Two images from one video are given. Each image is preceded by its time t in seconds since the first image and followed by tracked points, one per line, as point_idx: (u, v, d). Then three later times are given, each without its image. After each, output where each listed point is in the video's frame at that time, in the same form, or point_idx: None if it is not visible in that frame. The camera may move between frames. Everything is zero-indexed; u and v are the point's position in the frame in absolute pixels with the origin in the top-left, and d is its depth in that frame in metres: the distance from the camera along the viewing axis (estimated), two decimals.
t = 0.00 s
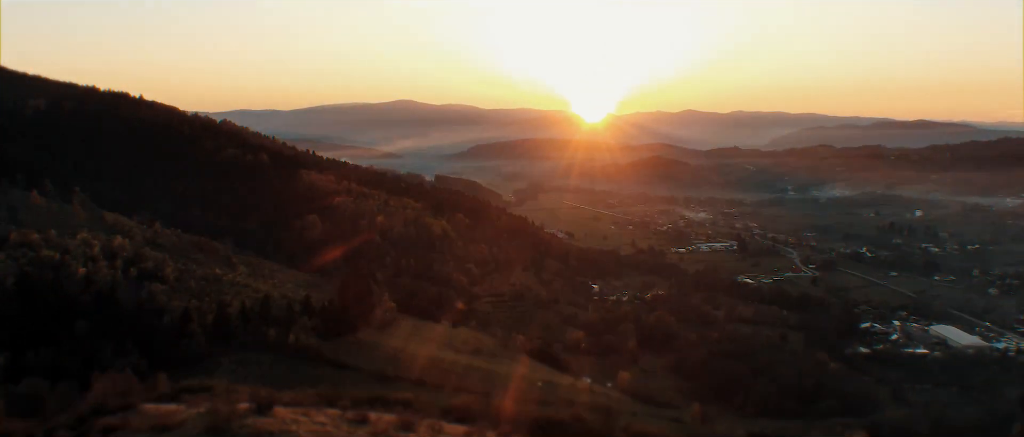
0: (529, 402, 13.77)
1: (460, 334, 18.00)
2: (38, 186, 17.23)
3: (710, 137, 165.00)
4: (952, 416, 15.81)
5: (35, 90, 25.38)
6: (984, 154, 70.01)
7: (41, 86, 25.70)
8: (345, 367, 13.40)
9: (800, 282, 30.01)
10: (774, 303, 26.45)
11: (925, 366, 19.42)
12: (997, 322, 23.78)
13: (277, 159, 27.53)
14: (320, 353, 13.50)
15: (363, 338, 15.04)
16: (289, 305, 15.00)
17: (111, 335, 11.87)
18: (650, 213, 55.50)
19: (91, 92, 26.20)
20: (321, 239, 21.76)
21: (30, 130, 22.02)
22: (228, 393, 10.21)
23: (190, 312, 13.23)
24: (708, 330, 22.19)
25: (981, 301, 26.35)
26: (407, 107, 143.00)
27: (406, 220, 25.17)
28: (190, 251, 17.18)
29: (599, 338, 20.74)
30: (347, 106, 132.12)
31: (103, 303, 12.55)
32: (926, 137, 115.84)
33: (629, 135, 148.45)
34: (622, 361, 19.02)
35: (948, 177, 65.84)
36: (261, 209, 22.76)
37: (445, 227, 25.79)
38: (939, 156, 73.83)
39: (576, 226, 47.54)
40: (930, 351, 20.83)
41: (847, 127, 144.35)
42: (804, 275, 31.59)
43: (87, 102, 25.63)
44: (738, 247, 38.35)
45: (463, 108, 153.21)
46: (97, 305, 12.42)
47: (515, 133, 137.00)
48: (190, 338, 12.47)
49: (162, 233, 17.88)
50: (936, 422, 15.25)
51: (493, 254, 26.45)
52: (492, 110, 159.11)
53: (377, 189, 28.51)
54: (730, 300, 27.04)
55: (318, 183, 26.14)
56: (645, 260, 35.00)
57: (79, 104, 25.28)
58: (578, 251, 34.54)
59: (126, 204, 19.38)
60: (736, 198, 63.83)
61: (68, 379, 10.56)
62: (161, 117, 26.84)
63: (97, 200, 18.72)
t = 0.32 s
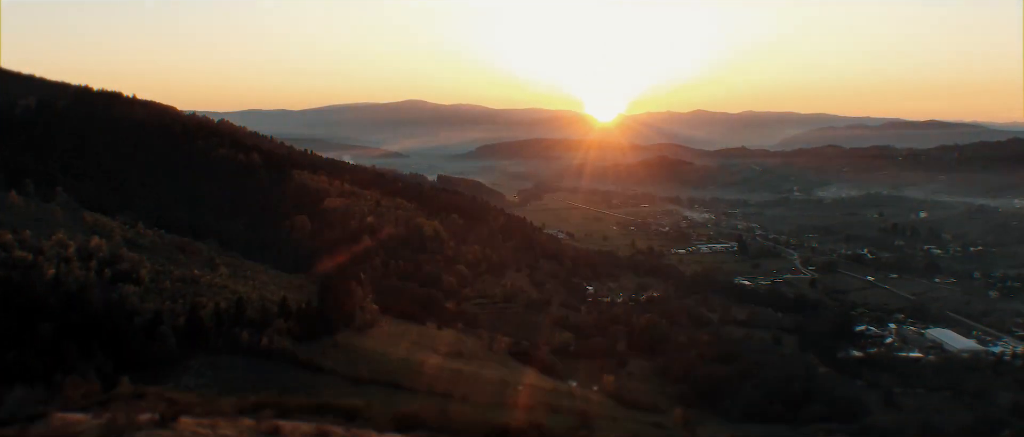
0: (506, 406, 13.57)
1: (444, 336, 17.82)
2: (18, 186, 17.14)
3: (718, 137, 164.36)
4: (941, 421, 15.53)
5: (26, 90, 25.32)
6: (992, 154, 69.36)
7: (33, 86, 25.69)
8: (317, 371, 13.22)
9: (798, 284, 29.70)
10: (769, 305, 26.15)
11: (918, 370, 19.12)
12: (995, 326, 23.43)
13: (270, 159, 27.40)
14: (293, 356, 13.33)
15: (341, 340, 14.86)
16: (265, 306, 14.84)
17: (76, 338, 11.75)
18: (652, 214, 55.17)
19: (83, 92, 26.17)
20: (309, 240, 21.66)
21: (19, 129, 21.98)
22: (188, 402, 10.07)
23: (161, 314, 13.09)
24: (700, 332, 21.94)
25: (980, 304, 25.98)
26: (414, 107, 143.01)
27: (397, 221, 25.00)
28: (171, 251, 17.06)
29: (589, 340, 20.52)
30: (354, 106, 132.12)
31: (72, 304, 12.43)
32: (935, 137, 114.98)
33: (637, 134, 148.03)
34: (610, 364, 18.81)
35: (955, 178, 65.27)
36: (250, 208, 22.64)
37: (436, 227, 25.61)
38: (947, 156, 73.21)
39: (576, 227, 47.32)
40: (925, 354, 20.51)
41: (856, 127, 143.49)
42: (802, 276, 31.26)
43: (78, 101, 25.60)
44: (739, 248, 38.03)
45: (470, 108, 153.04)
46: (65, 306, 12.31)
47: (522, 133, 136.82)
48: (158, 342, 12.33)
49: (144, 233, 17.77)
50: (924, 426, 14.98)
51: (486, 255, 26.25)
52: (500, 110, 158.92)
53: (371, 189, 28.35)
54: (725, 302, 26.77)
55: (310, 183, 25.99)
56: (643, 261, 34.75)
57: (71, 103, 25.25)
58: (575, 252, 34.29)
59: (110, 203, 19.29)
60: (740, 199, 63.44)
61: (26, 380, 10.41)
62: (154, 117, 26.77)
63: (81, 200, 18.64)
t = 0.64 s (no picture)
0: (482, 411, 13.37)
1: (428, 338, 17.65)
2: None
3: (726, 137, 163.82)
4: (928, 427, 15.27)
5: (17, 92, 25.25)
6: (999, 154, 68.77)
7: (24, 88, 25.69)
8: (289, 374, 13.05)
9: (795, 286, 29.42)
10: (764, 307, 25.88)
11: (910, 374, 18.83)
12: (992, 329, 23.11)
13: (262, 160, 27.29)
14: (266, 359, 13.16)
15: (318, 342, 14.70)
16: (241, 308, 14.69)
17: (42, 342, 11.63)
18: (654, 214, 54.92)
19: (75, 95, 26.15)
20: (296, 241, 21.52)
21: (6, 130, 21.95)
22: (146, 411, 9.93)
23: (132, 317, 12.96)
24: (691, 335, 21.71)
25: (979, 307, 25.64)
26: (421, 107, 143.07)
27: (387, 222, 24.84)
28: (151, 252, 16.93)
29: (577, 342, 20.31)
30: (361, 106, 132.24)
31: (39, 308, 12.32)
32: (944, 137, 114.19)
33: (644, 134, 147.72)
34: (596, 367, 18.61)
35: (962, 179, 64.73)
36: (238, 208, 22.52)
37: (428, 228, 25.44)
38: (954, 156, 72.62)
39: (576, 228, 47.10)
40: (918, 358, 20.23)
41: (865, 127, 142.71)
42: (800, 278, 30.96)
43: (69, 103, 25.57)
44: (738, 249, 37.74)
45: (477, 108, 152.97)
46: (32, 310, 12.20)
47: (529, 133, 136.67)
48: (126, 346, 12.19)
49: (126, 234, 17.67)
50: (910, 432, 14.73)
51: (478, 255, 26.07)
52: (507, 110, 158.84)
53: (363, 190, 28.20)
54: (720, 304, 26.51)
55: (300, 183, 25.86)
56: (641, 262, 34.53)
57: (61, 104, 25.22)
58: (572, 253, 34.08)
59: (93, 203, 19.20)
60: (744, 199, 63.08)
61: None
62: (145, 118, 26.71)
63: (63, 201, 18.56)
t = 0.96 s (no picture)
0: (454, 416, 13.16)
1: (410, 341, 17.47)
2: None
3: (734, 137, 163.18)
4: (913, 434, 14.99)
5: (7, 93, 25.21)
6: (1007, 154, 68.17)
7: (14, 90, 25.64)
8: (259, 378, 12.86)
9: (791, 288, 29.15)
10: (758, 310, 25.62)
11: (901, 378, 18.51)
12: (988, 332, 22.78)
13: (253, 160, 27.15)
14: (235, 363, 12.95)
15: (293, 345, 14.52)
16: (214, 311, 14.52)
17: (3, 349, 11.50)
18: (656, 215, 54.64)
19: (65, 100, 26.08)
20: (281, 243, 21.38)
21: None
22: (99, 422, 9.79)
23: (99, 322, 12.81)
24: (681, 338, 21.47)
25: (975, 309, 25.31)
26: (427, 107, 143.06)
27: (377, 224, 24.70)
28: (128, 253, 16.79)
29: (564, 345, 20.11)
30: (367, 106, 132.31)
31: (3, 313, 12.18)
32: (953, 137, 113.35)
33: (652, 133, 147.22)
34: (581, 371, 18.39)
35: (968, 179, 64.18)
36: (224, 209, 22.38)
37: (417, 229, 25.29)
38: (961, 156, 72.01)
39: (576, 228, 46.85)
40: (910, 362, 19.94)
41: (874, 127, 141.92)
42: (798, 279, 30.65)
43: (58, 105, 25.49)
44: (737, 250, 37.46)
45: (485, 108, 152.80)
46: None
47: (535, 133, 136.43)
48: (90, 351, 12.04)
49: (105, 234, 17.55)
50: None
51: (469, 255, 25.90)
52: (514, 110, 158.63)
53: (355, 191, 28.05)
54: (713, 306, 26.24)
55: (290, 184, 25.72)
56: (637, 264, 34.28)
57: (50, 105, 25.14)
58: (568, 253, 33.86)
59: (75, 204, 19.09)
60: (748, 199, 62.71)
61: None
62: (136, 119, 26.63)
63: (43, 203, 18.46)
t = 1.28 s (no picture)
0: (426, 420, 12.96)
1: (390, 343, 17.29)
2: None
3: (742, 136, 162.55)
4: None
5: None
6: (1014, 154, 67.61)
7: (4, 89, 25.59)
8: (228, 380, 12.70)
9: (787, 289, 28.87)
10: (752, 311, 25.34)
11: (890, 382, 18.22)
12: (983, 334, 22.46)
13: (243, 159, 27.02)
14: (204, 365, 12.79)
15: (267, 346, 14.36)
16: (186, 312, 14.36)
17: None
18: (657, 214, 54.37)
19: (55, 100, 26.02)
20: (266, 243, 21.25)
21: None
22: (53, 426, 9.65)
23: (66, 325, 12.67)
24: (670, 339, 21.23)
25: (972, 311, 24.99)
26: (434, 106, 142.92)
27: (366, 224, 24.55)
28: (106, 253, 16.67)
29: (550, 346, 19.90)
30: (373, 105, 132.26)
31: None
32: (961, 137, 112.59)
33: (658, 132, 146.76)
34: (565, 373, 18.17)
35: (973, 179, 63.67)
36: (211, 209, 22.27)
37: (407, 229, 25.12)
38: (967, 156, 71.45)
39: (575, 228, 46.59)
40: (900, 364, 19.67)
41: (882, 127, 141.15)
42: (794, 281, 30.36)
43: (47, 104, 25.43)
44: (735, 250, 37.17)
45: (491, 108, 152.47)
46: None
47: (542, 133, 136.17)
48: (54, 354, 11.90)
49: (85, 233, 17.43)
50: None
51: (460, 256, 25.72)
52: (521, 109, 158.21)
53: (346, 191, 27.91)
54: (707, 307, 25.98)
55: (279, 183, 25.59)
56: (634, 264, 34.02)
57: (39, 104, 25.08)
58: (563, 253, 33.63)
59: (56, 203, 18.99)
60: (751, 199, 62.35)
61: None
62: (126, 118, 26.53)
63: (24, 203, 18.36)
